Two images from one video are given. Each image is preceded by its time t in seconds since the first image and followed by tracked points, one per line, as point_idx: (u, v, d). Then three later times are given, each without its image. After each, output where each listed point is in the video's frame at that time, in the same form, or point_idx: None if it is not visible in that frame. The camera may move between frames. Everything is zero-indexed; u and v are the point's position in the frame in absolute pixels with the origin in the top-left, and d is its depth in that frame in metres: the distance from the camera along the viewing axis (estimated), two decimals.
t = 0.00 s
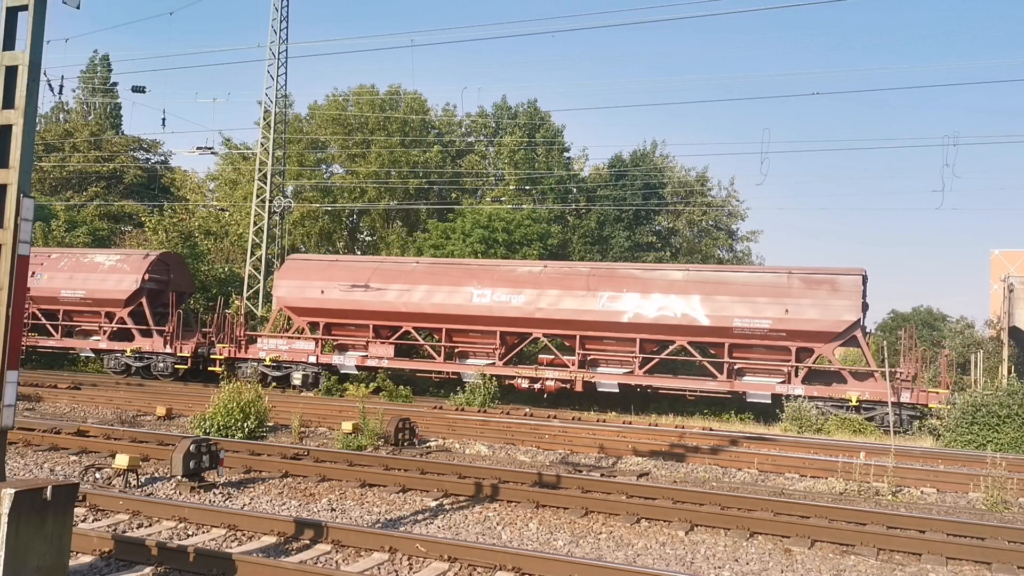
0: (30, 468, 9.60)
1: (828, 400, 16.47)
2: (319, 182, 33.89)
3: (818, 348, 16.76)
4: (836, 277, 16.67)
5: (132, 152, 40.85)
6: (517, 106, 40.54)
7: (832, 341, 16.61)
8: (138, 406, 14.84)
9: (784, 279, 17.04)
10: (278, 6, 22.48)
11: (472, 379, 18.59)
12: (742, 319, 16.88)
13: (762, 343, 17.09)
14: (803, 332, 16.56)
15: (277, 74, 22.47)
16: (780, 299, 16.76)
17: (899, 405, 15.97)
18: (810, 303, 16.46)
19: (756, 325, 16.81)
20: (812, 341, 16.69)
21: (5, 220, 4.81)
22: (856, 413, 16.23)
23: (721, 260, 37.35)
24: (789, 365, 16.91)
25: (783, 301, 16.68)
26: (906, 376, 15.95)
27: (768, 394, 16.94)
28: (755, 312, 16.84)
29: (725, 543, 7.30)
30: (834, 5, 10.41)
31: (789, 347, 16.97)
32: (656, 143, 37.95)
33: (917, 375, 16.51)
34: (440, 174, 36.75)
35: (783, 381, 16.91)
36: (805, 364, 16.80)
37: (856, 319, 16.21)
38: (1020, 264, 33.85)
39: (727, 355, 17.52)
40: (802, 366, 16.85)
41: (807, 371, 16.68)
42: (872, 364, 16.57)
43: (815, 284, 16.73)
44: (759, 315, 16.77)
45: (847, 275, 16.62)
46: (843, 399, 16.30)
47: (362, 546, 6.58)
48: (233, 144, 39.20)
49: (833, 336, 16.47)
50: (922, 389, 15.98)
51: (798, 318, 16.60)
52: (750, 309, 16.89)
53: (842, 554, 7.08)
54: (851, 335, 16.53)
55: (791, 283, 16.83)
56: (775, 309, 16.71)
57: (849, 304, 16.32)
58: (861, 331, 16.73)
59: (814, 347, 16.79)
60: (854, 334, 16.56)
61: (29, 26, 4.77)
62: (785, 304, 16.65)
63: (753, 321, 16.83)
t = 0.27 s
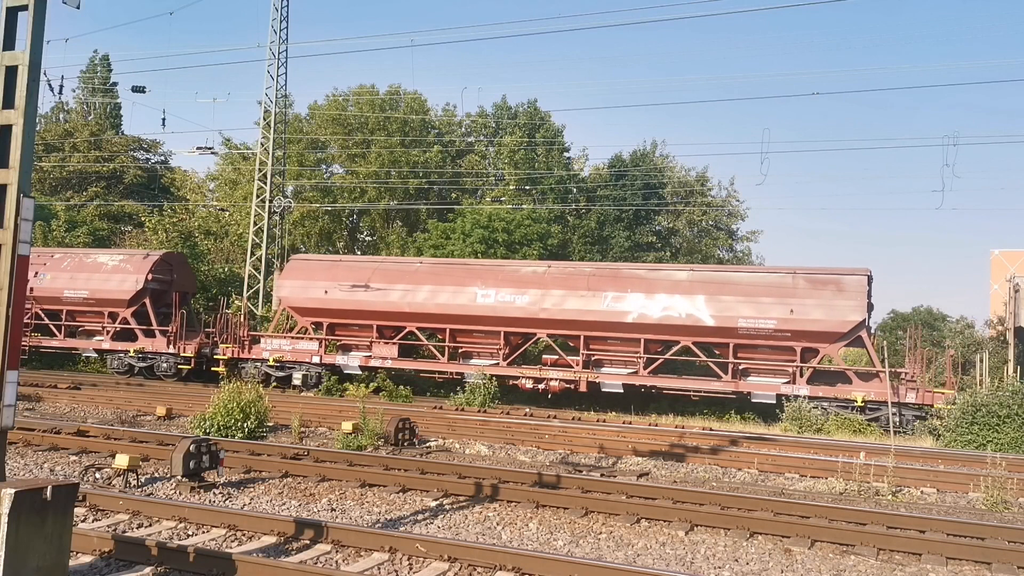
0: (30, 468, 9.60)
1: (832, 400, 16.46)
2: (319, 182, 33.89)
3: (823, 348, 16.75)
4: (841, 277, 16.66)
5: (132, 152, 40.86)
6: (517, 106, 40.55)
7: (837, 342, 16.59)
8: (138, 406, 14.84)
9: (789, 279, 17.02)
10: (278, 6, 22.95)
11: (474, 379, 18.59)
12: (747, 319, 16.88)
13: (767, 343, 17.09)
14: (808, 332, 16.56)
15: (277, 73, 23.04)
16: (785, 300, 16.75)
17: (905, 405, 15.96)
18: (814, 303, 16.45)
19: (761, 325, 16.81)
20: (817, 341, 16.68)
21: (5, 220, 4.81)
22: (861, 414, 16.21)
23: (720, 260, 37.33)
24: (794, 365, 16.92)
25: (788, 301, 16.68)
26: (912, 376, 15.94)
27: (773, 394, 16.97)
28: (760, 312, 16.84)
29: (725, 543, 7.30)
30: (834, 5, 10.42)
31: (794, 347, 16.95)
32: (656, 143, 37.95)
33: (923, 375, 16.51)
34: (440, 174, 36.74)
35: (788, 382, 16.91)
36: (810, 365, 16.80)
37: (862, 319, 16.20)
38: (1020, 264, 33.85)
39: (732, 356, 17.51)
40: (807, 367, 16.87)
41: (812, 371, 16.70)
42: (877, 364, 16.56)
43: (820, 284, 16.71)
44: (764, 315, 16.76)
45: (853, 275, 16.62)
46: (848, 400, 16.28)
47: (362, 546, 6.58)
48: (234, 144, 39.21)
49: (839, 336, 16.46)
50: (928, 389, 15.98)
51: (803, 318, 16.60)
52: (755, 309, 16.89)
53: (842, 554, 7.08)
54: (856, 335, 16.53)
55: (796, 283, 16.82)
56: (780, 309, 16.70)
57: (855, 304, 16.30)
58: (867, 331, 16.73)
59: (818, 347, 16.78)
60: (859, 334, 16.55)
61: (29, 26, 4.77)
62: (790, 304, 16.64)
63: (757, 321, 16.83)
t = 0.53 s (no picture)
0: (30, 468, 9.60)
1: (836, 401, 16.44)
2: (319, 183, 33.89)
3: (827, 349, 16.75)
4: (845, 277, 16.67)
5: (132, 152, 40.87)
6: (517, 106, 40.57)
7: (841, 342, 16.58)
8: (138, 406, 14.84)
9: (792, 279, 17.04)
10: (278, 6, 23.03)
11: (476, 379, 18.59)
12: (751, 319, 16.88)
13: (770, 343, 17.07)
14: (811, 332, 16.55)
15: (277, 74, 23.06)
16: (789, 300, 16.75)
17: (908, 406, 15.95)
18: (818, 304, 16.46)
19: (765, 325, 16.80)
20: (820, 341, 16.68)
21: (5, 221, 4.81)
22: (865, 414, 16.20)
23: (720, 260, 37.31)
24: (798, 366, 16.92)
25: (792, 301, 16.68)
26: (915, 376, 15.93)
27: (776, 394, 16.96)
28: (764, 312, 16.84)
29: (725, 543, 7.30)
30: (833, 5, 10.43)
31: (796, 347, 16.95)
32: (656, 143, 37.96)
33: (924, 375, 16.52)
34: (440, 174, 36.74)
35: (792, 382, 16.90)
36: (813, 365, 16.80)
37: (866, 319, 16.20)
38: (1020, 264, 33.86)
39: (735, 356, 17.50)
40: (811, 368, 16.88)
41: (816, 371, 16.71)
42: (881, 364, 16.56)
43: (824, 285, 16.72)
44: (768, 315, 16.76)
45: (856, 275, 16.63)
46: (851, 400, 16.27)
47: (362, 546, 6.59)
48: (234, 144, 39.23)
49: (843, 336, 16.45)
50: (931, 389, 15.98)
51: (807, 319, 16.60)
52: (758, 309, 16.88)
53: (842, 554, 7.08)
54: (860, 335, 16.51)
55: (800, 283, 16.84)
56: (784, 309, 16.70)
57: (858, 304, 16.31)
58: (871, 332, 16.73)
59: (820, 348, 16.78)
60: (863, 335, 16.54)
61: (29, 26, 4.77)
62: (794, 304, 16.64)
63: (761, 321, 16.83)
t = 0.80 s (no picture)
0: (30, 468, 9.60)
1: (839, 400, 16.42)
2: (319, 182, 33.89)
3: (829, 349, 16.75)
4: (847, 277, 16.69)
5: (132, 152, 40.88)
6: (517, 106, 40.58)
7: (844, 342, 16.57)
8: (138, 406, 14.84)
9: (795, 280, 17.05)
10: (277, 6, 23.61)
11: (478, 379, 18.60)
12: (754, 319, 16.87)
13: (773, 343, 17.06)
14: (813, 332, 16.55)
15: (276, 74, 23.62)
16: (792, 300, 16.74)
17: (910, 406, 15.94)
18: (821, 304, 16.45)
19: (767, 325, 16.80)
20: (823, 341, 16.67)
21: (5, 220, 4.81)
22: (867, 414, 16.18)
23: (720, 260, 37.30)
24: (801, 366, 16.92)
25: (795, 301, 16.68)
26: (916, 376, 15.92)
27: (778, 394, 16.96)
28: (766, 312, 16.83)
29: (725, 543, 7.30)
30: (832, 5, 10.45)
31: (798, 347, 16.95)
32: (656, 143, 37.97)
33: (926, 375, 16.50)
34: (440, 174, 36.74)
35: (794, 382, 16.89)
36: (816, 365, 16.80)
37: (868, 319, 16.20)
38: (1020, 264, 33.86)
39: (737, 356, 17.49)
40: (814, 368, 16.88)
41: (818, 372, 16.70)
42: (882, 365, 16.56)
43: (827, 285, 16.73)
44: (770, 315, 16.76)
45: (858, 275, 16.64)
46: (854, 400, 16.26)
47: (362, 546, 6.58)
48: (234, 144, 39.23)
49: (845, 336, 16.44)
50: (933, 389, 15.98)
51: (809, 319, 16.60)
52: (761, 309, 16.88)
53: (842, 554, 7.08)
54: (862, 336, 16.51)
55: (802, 283, 16.86)
56: (787, 309, 16.70)
57: (860, 304, 16.31)
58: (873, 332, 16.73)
59: (822, 347, 16.78)
60: (865, 335, 16.54)
61: (29, 26, 4.77)
62: (797, 305, 16.64)
63: (764, 321, 16.82)
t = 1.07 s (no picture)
0: (30, 468, 9.60)
1: (840, 400, 16.43)
2: (319, 183, 33.89)
3: (830, 349, 16.74)
4: (849, 277, 16.69)
5: (132, 152, 40.90)
6: (517, 106, 40.59)
7: (845, 342, 16.56)
8: (138, 406, 14.84)
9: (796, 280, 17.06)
10: (277, 7, 23.43)
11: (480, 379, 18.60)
12: (755, 319, 16.86)
13: (773, 343, 17.06)
14: (814, 332, 16.54)
15: (276, 73, 23.45)
16: (794, 300, 16.74)
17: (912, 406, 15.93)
18: (822, 304, 16.45)
19: (768, 325, 16.79)
20: (823, 341, 16.67)
21: (5, 220, 4.81)
22: (869, 414, 16.18)
23: (721, 260, 37.29)
24: (802, 366, 16.91)
25: (796, 301, 16.68)
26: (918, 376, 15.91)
27: (779, 395, 16.96)
28: (768, 312, 16.83)
29: (725, 543, 7.30)
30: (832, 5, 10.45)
31: (799, 347, 16.94)
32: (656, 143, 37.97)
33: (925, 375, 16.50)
34: (440, 174, 36.75)
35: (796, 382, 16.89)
36: (817, 365, 16.79)
37: (870, 319, 16.19)
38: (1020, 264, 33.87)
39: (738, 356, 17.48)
40: (815, 367, 16.87)
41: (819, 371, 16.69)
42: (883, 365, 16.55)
43: (828, 285, 16.73)
44: (771, 315, 16.75)
45: (859, 275, 16.65)
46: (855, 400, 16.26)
47: (362, 546, 6.59)
48: (234, 144, 39.23)
49: (847, 336, 16.43)
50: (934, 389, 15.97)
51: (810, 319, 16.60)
52: (762, 309, 16.88)
53: (842, 554, 7.08)
54: (863, 336, 16.50)
55: (804, 283, 16.86)
56: (788, 309, 16.70)
57: (861, 304, 16.31)
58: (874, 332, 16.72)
59: (822, 347, 16.78)
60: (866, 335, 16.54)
61: (29, 26, 4.77)
62: (798, 305, 16.64)
63: (765, 321, 16.82)
